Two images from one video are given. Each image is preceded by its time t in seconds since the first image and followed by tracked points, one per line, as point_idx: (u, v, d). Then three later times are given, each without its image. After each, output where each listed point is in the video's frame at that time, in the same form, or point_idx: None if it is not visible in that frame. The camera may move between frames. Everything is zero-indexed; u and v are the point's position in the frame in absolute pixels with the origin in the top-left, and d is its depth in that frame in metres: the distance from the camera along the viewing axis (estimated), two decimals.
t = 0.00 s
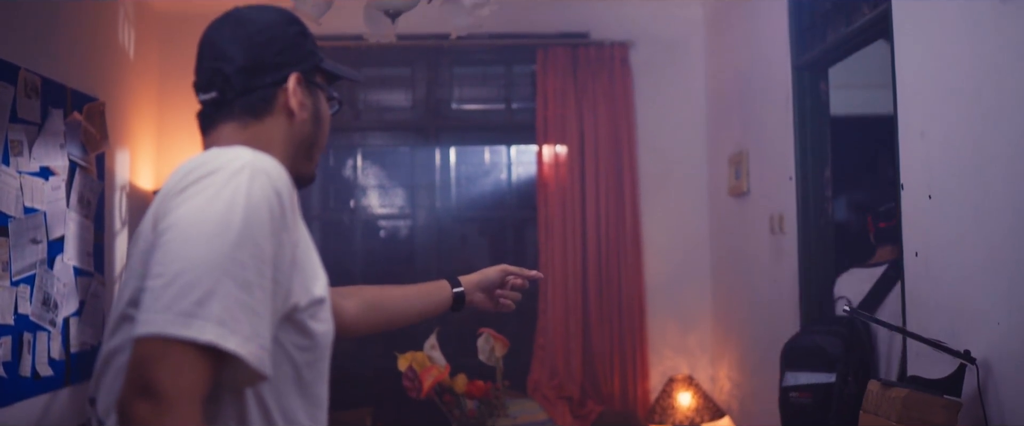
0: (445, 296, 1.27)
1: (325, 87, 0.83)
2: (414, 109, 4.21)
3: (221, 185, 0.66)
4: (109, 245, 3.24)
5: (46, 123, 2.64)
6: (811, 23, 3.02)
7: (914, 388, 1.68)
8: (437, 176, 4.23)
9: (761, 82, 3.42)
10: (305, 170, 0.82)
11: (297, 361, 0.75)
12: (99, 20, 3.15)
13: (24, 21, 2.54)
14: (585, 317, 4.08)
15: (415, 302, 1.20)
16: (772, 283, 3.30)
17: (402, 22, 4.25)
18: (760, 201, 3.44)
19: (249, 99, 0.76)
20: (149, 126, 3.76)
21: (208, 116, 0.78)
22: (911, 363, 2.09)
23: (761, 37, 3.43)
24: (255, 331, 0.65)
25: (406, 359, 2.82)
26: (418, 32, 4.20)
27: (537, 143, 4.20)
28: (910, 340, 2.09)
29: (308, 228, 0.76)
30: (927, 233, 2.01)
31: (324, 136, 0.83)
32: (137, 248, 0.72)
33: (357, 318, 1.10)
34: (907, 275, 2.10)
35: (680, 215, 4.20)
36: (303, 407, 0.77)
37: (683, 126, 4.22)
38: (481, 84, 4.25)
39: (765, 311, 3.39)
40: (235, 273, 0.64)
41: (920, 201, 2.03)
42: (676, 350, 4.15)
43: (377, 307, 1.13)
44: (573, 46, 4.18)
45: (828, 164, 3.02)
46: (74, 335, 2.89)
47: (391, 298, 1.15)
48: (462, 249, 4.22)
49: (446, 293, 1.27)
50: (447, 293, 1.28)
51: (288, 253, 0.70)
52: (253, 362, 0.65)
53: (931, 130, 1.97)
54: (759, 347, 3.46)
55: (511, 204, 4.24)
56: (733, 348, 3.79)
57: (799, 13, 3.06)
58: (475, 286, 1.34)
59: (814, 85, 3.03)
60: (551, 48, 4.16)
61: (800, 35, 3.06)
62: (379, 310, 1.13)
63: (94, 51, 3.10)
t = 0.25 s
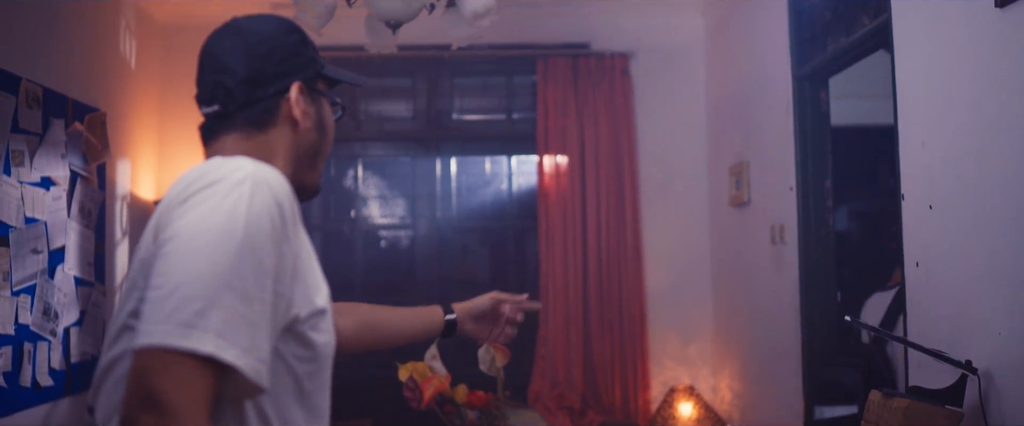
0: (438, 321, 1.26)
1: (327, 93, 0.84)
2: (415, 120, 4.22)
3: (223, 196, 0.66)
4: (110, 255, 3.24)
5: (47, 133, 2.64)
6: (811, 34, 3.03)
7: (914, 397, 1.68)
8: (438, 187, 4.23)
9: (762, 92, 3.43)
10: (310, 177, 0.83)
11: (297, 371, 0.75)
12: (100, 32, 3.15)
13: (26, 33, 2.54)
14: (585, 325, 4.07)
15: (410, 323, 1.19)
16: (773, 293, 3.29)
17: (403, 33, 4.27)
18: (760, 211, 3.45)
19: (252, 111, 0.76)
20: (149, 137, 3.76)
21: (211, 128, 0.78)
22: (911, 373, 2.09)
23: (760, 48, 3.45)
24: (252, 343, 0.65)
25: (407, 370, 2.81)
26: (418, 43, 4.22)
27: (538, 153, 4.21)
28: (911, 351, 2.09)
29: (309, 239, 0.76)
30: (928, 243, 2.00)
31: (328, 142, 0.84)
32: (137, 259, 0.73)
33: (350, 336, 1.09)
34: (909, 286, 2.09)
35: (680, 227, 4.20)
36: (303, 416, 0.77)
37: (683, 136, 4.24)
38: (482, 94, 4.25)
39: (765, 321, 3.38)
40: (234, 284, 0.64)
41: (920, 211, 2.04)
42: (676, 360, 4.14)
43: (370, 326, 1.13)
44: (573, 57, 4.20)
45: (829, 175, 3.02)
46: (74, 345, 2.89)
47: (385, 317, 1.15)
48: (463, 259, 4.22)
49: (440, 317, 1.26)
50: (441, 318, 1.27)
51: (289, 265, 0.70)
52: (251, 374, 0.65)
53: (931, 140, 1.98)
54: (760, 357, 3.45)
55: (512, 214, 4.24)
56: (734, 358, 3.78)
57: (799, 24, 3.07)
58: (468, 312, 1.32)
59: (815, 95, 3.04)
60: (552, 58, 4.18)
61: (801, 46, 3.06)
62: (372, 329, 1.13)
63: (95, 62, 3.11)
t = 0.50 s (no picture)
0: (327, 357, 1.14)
1: (326, 75, 0.83)
2: (421, 124, 4.22)
3: (213, 185, 0.65)
4: (116, 259, 3.25)
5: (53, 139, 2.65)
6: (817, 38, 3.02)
7: (922, 402, 1.67)
8: (444, 191, 4.23)
9: (768, 96, 3.42)
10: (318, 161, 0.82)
11: (306, 364, 0.72)
12: (106, 37, 3.17)
13: (32, 39, 2.56)
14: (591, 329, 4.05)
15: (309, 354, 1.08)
16: (779, 297, 3.27)
17: (408, 38, 4.28)
18: (766, 216, 3.44)
19: (247, 104, 0.75)
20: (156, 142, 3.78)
21: (211, 126, 0.78)
22: (919, 378, 2.08)
23: (766, 52, 3.44)
24: (240, 326, 0.63)
25: (413, 374, 2.80)
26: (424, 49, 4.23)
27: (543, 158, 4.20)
28: (918, 355, 2.08)
29: (312, 232, 0.74)
30: (935, 247, 1.99)
31: (334, 124, 0.83)
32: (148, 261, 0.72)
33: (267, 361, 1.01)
34: (916, 290, 2.09)
35: (686, 231, 4.19)
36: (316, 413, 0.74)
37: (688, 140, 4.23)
38: (488, 98, 4.24)
39: (772, 325, 3.37)
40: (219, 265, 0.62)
41: (926, 215, 2.03)
42: (682, 365, 4.13)
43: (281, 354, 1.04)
44: (578, 61, 4.20)
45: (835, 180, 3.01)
46: (81, 349, 2.89)
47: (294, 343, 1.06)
48: (469, 263, 4.22)
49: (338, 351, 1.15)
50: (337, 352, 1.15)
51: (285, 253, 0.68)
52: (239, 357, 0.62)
53: (938, 144, 1.97)
54: (766, 361, 3.44)
55: (518, 218, 4.23)
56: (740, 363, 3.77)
57: (805, 28, 3.06)
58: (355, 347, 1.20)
59: (821, 100, 3.03)
60: (557, 63, 4.18)
61: (807, 50, 3.05)
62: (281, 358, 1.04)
63: (101, 68, 3.12)
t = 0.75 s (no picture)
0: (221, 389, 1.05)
1: (350, 89, 0.79)
2: (427, 131, 4.22)
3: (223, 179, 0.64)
4: (123, 266, 3.25)
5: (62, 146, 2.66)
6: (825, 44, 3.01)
7: (932, 411, 1.65)
8: (451, 198, 4.23)
9: (776, 102, 3.41)
10: (341, 177, 0.78)
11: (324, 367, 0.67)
12: (114, 45, 3.18)
13: (41, 47, 2.57)
14: (598, 335, 4.03)
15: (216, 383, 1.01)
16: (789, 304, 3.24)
17: (415, 45, 4.28)
18: (775, 222, 3.42)
19: (271, 114, 0.72)
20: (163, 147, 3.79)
21: (235, 136, 0.75)
22: (928, 386, 2.06)
23: (774, 59, 3.43)
24: (227, 311, 0.58)
25: (421, 381, 2.79)
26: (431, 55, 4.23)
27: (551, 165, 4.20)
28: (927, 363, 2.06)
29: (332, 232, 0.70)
30: (944, 254, 1.97)
31: (357, 138, 0.79)
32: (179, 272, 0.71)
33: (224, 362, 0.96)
34: (925, 298, 2.07)
35: (693, 238, 4.18)
36: None
37: (695, 147, 4.22)
38: (496, 105, 4.24)
39: (780, 333, 3.35)
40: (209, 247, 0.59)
41: (936, 222, 2.01)
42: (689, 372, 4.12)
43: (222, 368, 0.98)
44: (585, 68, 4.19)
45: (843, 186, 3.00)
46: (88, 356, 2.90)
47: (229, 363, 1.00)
48: (476, 270, 4.21)
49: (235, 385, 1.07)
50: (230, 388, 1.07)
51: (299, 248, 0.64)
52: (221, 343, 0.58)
53: (947, 151, 1.95)
54: (776, 369, 3.41)
55: (525, 225, 4.22)
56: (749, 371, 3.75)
57: (812, 33, 3.05)
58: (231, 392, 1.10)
59: (829, 106, 3.02)
60: (564, 69, 4.18)
61: (814, 56, 3.04)
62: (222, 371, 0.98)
63: (109, 76, 3.13)
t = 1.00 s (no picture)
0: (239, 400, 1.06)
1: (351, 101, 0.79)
2: (428, 137, 4.23)
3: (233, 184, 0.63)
4: (124, 271, 3.25)
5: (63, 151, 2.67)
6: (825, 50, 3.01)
7: (932, 416, 1.65)
8: (452, 203, 4.22)
9: (777, 108, 3.41)
10: (339, 186, 0.78)
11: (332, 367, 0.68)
12: (116, 51, 3.19)
13: (43, 53, 2.57)
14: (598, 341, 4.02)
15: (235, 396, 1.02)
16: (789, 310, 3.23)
17: (416, 51, 4.29)
18: (776, 228, 3.41)
19: (274, 123, 0.72)
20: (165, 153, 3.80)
21: (237, 142, 0.75)
22: (930, 392, 2.05)
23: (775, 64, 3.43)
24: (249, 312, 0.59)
25: (422, 387, 2.76)
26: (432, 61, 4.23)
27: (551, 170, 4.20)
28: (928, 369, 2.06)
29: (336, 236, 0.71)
30: (945, 259, 1.97)
31: (355, 150, 0.80)
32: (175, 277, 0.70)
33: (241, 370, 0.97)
34: (926, 303, 2.07)
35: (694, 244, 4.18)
36: None
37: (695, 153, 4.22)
38: (497, 111, 4.23)
39: (782, 339, 3.34)
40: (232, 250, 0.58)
41: (937, 227, 2.01)
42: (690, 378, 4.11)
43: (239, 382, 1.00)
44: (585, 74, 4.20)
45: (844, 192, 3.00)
46: (88, 361, 2.89)
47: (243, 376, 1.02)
48: (477, 275, 4.21)
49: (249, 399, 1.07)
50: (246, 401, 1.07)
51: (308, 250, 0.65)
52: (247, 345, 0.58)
53: (948, 157, 1.95)
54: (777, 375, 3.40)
55: (526, 230, 4.22)
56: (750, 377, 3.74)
57: (813, 39, 3.06)
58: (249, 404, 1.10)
59: (829, 112, 3.02)
60: (565, 75, 4.18)
61: (815, 63, 3.04)
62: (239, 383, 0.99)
63: (111, 82, 3.14)
